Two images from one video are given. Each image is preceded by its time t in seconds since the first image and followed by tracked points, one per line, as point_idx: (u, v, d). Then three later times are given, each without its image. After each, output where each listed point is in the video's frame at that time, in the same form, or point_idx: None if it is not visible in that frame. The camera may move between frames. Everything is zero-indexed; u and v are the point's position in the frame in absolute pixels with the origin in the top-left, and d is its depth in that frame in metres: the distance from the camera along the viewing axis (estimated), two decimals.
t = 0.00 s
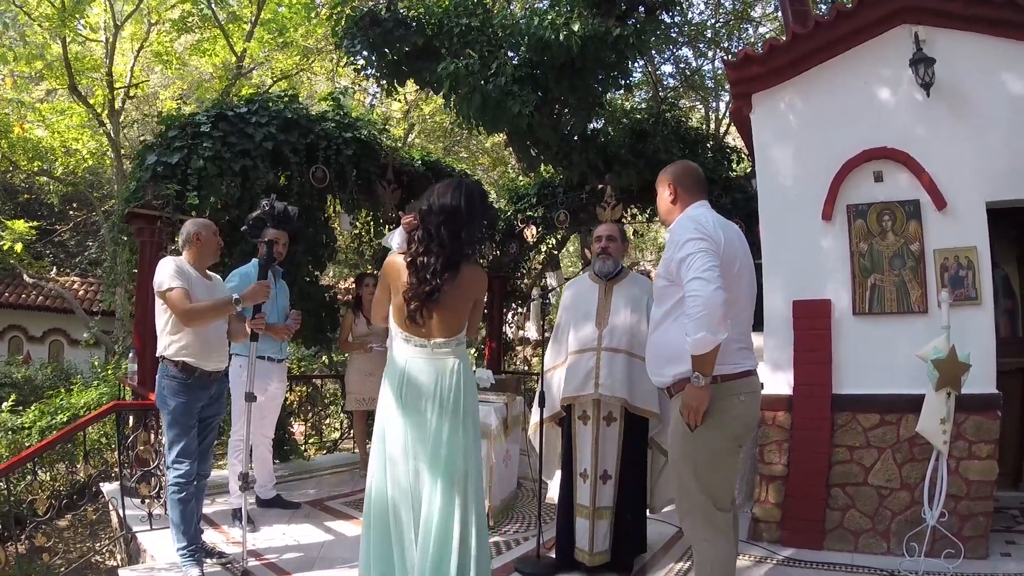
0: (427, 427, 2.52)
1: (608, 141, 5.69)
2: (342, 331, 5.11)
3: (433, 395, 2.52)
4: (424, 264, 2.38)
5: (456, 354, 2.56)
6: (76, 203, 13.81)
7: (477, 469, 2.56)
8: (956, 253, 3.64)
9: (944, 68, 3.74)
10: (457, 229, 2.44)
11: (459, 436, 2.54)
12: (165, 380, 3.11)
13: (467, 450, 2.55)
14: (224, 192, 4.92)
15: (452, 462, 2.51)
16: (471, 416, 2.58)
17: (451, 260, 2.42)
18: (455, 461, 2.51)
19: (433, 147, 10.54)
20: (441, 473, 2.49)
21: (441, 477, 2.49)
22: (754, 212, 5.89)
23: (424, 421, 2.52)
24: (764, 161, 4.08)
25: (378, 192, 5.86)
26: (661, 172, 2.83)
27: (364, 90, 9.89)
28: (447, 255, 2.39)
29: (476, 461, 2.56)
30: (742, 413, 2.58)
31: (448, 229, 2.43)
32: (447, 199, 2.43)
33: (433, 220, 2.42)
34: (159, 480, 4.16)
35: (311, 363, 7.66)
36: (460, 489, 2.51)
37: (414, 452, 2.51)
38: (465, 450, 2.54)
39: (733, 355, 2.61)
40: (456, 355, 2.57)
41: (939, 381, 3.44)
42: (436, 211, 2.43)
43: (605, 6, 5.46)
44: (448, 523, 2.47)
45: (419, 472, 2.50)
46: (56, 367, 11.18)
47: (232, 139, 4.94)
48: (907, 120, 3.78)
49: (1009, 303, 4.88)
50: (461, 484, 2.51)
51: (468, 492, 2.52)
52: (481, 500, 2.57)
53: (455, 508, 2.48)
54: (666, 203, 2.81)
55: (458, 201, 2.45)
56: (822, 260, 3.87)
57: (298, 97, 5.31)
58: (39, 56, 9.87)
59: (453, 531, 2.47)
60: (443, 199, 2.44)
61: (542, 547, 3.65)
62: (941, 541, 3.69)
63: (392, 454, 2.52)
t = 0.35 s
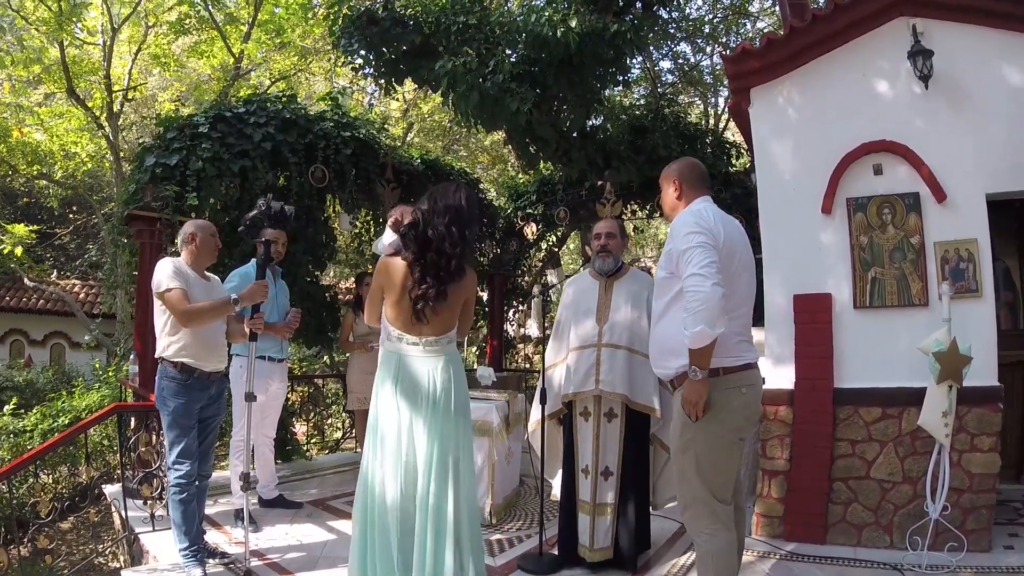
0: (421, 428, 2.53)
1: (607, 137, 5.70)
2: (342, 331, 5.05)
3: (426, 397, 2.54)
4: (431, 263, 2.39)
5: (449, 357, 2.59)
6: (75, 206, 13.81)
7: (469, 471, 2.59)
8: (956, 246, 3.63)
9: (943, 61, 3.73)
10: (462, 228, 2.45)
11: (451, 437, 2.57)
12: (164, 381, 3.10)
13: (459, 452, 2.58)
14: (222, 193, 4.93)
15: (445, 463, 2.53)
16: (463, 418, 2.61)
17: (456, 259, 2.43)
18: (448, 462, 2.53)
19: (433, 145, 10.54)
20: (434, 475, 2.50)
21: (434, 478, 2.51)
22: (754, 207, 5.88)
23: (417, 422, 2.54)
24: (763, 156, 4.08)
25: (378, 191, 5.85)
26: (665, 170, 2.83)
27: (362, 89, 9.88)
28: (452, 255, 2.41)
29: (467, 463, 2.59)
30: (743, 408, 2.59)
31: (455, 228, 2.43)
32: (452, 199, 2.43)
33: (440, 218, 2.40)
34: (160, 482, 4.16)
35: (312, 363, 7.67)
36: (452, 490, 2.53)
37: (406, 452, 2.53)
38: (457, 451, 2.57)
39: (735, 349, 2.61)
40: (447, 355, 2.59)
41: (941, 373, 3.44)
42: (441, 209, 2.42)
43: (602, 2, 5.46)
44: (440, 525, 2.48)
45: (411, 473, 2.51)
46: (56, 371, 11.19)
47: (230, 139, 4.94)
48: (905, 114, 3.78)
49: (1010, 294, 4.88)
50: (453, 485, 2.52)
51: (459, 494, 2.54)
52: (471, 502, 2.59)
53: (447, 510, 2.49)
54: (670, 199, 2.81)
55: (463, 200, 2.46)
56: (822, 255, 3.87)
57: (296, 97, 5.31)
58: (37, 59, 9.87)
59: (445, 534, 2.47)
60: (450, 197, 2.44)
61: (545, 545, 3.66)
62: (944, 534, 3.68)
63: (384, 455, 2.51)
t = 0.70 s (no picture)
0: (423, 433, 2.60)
1: (605, 137, 5.70)
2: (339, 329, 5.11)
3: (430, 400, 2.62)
4: (417, 263, 2.45)
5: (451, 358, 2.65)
6: (72, 202, 13.78)
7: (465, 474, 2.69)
8: (953, 246, 3.64)
9: (941, 62, 3.74)
10: (449, 230, 2.51)
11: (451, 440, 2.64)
12: (160, 379, 3.10)
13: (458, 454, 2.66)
14: (220, 189, 4.92)
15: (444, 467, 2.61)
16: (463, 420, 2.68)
17: (443, 259, 2.46)
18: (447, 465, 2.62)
19: (432, 143, 10.51)
20: (432, 482, 2.58)
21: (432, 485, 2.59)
22: (753, 208, 5.89)
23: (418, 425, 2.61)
24: (761, 156, 4.08)
25: (376, 189, 5.84)
26: (669, 168, 2.83)
27: (361, 86, 9.87)
28: (440, 255, 2.45)
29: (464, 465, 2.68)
30: (741, 407, 2.59)
31: (442, 230, 2.49)
32: (438, 200, 2.49)
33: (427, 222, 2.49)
34: (156, 479, 4.15)
35: (309, 361, 7.66)
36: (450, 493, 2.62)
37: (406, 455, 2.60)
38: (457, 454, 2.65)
39: (733, 350, 2.60)
40: (446, 353, 2.64)
41: (937, 373, 3.45)
42: (428, 213, 2.50)
43: (603, 2, 5.46)
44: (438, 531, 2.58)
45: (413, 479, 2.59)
46: (53, 368, 11.18)
47: (228, 135, 4.93)
48: (904, 114, 3.79)
49: (1007, 295, 4.89)
50: (452, 488, 2.62)
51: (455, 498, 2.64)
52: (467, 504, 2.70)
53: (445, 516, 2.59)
54: (672, 196, 2.81)
55: (450, 201, 2.52)
56: (819, 255, 3.88)
57: (295, 94, 5.29)
58: (35, 53, 9.85)
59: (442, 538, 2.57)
60: (437, 200, 2.51)
61: (542, 543, 3.66)
62: (940, 533, 3.70)
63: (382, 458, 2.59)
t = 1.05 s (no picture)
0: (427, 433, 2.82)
1: (601, 136, 5.69)
2: (333, 328, 5.05)
3: (434, 402, 2.83)
4: (427, 274, 2.67)
5: (451, 359, 2.88)
6: (66, 198, 13.71)
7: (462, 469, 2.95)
8: (946, 247, 3.66)
9: (935, 63, 3.75)
10: (452, 241, 2.73)
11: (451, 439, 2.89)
12: (153, 377, 3.09)
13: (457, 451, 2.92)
14: (214, 187, 4.90)
15: (446, 465, 2.86)
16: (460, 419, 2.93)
17: (451, 268, 2.71)
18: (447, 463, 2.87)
19: (427, 142, 10.48)
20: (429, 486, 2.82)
21: (434, 482, 2.83)
22: (747, 208, 5.90)
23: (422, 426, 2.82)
24: (755, 156, 4.09)
25: (371, 187, 5.84)
26: (664, 167, 2.83)
27: (357, 84, 9.84)
28: (448, 266, 2.69)
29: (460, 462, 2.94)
30: (734, 407, 2.59)
31: (446, 242, 2.71)
32: (440, 214, 2.70)
33: (432, 236, 2.69)
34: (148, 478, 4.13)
35: (303, 360, 7.64)
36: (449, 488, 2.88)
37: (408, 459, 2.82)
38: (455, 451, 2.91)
39: (725, 350, 2.61)
40: (448, 350, 2.88)
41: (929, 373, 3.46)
42: (433, 226, 2.69)
43: (599, 2, 5.43)
44: (439, 522, 2.84)
45: (416, 478, 2.81)
46: (44, 366, 11.11)
47: (223, 132, 4.91)
48: (898, 116, 3.80)
49: (999, 296, 4.92)
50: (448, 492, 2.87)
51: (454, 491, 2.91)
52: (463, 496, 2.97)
53: (444, 509, 2.86)
54: (666, 194, 2.82)
55: (450, 213, 2.73)
56: (813, 256, 3.89)
57: (290, 92, 5.27)
58: (30, 48, 9.80)
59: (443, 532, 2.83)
60: (438, 214, 2.71)
61: (536, 543, 3.66)
62: (934, 532, 3.72)
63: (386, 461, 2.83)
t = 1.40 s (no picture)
0: (420, 435, 2.86)
1: (594, 138, 5.70)
2: (326, 329, 5.07)
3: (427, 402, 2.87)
4: (412, 274, 2.73)
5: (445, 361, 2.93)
6: (59, 199, 13.67)
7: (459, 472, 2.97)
8: (938, 249, 3.66)
9: (928, 66, 3.76)
10: (437, 243, 2.79)
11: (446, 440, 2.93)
12: (146, 377, 3.07)
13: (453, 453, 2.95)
14: (207, 188, 4.89)
15: (439, 465, 2.87)
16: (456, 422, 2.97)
17: (436, 268, 2.76)
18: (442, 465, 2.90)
19: (420, 143, 10.47)
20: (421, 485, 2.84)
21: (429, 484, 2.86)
22: (740, 210, 5.90)
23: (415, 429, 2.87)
24: (748, 158, 4.09)
25: (364, 188, 5.83)
26: (655, 171, 2.83)
27: (351, 85, 9.83)
28: (432, 266, 2.74)
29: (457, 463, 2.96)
30: (725, 408, 2.59)
31: (430, 244, 2.77)
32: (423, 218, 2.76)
33: (414, 238, 2.75)
34: (141, 480, 4.11)
35: (296, 361, 7.62)
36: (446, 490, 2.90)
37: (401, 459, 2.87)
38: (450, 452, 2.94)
39: (716, 352, 2.61)
40: (437, 347, 2.92)
41: (922, 375, 3.47)
42: (415, 230, 2.77)
43: (592, 4, 5.43)
44: (433, 522, 2.85)
45: (408, 477, 2.84)
46: (37, 366, 11.07)
47: (216, 134, 4.90)
48: (890, 118, 3.80)
49: (991, 298, 4.93)
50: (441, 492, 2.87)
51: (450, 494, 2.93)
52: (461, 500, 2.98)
53: (438, 511, 2.86)
54: (658, 198, 2.81)
55: (434, 217, 2.80)
56: (806, 258, 3.89)
57: (283, 93, 5.27)
58: (23, 48, 9.78)
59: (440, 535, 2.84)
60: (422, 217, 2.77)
61: (529, 544, 3.66)
62: (926, 534, 3.72)
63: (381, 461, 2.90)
